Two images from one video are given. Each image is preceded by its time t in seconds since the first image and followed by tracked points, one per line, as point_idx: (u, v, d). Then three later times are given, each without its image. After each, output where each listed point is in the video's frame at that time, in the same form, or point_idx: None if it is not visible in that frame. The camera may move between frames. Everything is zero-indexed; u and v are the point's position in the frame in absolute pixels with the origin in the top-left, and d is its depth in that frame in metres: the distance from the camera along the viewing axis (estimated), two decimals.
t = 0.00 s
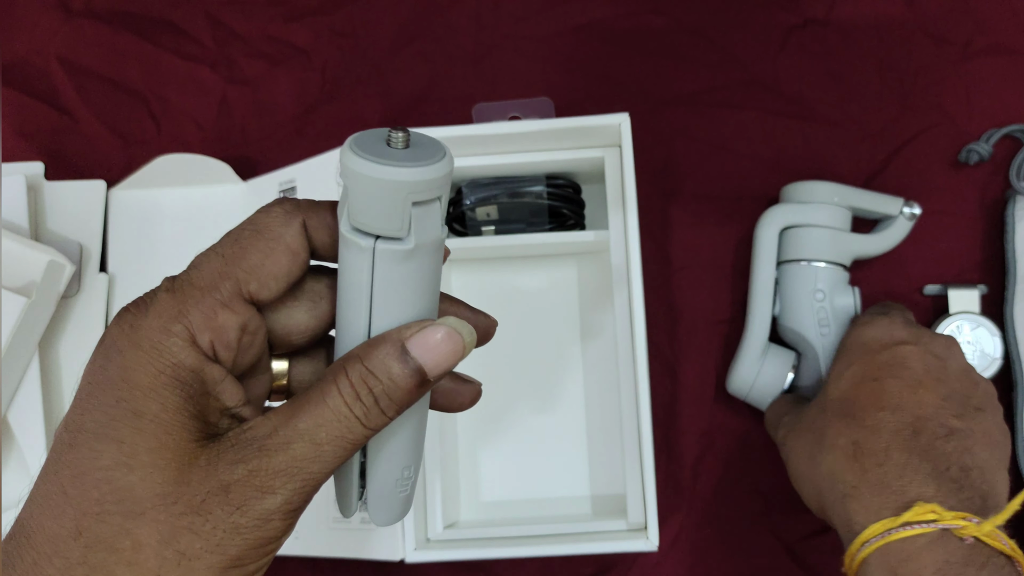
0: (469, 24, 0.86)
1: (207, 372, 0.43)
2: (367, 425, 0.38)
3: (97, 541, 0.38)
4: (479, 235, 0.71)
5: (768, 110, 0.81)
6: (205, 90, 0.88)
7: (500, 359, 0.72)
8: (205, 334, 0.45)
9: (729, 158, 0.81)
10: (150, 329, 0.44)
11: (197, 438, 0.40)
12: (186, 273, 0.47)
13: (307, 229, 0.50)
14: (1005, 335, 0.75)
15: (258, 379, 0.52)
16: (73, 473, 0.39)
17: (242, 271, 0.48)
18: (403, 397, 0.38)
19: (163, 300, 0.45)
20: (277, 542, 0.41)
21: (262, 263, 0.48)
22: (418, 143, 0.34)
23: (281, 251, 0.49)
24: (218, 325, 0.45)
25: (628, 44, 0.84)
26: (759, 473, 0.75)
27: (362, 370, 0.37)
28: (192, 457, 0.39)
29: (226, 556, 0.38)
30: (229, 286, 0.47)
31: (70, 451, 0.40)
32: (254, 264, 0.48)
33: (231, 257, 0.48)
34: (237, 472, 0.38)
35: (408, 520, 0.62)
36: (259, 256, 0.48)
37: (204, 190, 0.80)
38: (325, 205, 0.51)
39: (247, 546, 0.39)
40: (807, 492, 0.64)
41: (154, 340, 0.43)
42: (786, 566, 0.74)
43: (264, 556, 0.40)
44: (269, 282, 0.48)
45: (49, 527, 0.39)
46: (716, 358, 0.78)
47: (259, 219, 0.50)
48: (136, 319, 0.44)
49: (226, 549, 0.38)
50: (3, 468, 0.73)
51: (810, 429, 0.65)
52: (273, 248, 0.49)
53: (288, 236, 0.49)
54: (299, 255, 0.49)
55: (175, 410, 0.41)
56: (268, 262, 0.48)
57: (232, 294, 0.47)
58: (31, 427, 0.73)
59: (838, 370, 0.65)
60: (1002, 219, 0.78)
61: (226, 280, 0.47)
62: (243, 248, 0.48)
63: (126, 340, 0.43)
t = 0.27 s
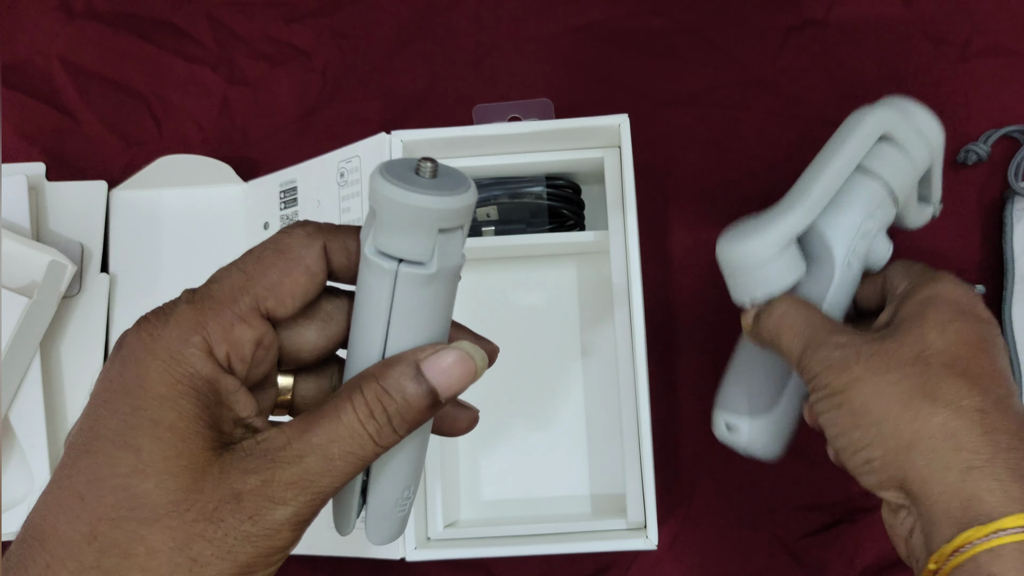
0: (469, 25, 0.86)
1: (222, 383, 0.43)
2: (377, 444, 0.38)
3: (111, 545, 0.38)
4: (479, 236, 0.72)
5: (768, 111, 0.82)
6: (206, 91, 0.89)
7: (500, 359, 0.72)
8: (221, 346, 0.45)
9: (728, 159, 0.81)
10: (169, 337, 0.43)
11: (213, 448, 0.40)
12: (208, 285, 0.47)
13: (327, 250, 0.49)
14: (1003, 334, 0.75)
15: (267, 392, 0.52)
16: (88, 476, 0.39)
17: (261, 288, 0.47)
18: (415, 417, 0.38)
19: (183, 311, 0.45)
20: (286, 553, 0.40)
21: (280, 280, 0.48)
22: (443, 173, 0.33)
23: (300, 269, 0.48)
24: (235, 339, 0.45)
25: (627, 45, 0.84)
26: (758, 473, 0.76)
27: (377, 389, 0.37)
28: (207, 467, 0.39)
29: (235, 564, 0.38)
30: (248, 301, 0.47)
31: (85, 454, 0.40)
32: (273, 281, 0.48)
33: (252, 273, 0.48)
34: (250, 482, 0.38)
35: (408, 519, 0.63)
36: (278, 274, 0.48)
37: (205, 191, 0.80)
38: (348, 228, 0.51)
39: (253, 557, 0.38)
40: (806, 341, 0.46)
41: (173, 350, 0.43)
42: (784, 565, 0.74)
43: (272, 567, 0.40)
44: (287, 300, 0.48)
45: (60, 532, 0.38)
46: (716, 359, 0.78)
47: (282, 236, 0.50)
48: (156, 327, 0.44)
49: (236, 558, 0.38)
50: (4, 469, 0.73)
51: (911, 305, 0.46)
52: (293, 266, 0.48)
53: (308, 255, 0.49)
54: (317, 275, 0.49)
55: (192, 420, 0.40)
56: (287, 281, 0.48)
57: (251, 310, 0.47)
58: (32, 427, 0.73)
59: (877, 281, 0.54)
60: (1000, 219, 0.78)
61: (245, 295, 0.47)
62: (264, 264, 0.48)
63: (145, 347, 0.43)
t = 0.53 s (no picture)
0: (469, 25, 0.86)
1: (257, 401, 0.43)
2: (400, 477, 0.40)
3: (146, 545, 0.38)
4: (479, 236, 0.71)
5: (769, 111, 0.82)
6: (206, 90, 0.88)
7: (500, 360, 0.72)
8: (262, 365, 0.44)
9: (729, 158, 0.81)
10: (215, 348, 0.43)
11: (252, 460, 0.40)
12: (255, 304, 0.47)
13: (376, 304, 0.51)
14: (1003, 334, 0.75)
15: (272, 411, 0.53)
16: (127, 477, 0.39)
17: (308, 321, 0.48)
18: (433, 456, 0.41)
19: (230, 326, 0.45)
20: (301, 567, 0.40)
21: (327, 317, 0.48)
22: (517, 250, 0.39)
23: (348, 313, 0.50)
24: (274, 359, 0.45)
25: (627, 44, 0.84)
26: (758, 473, 0.76)
27: (407, 425, 0.39)
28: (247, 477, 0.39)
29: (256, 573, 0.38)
30: (292, 331, 0.47)
31: (122, 454, 0.39)
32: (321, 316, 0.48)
33: (301, 303, 0.48)
34: (283, 496, 0.38)
35: (408, 519, 0.62)
36: (326, 312, 0.49)
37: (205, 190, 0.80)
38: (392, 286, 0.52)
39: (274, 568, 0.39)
40: (869, 248, 0.37)
41: (218, 363, 0.43)
42: (784, 565, 0.74)
43: None
44: (328, 338, 0.48)
45: (95, 529, 0.38)
46: (716, 359, 0.78)
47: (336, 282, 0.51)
48: (205, 336, 0.44)
49: (260, 569, 0.38)
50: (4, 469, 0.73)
51: (965, 249, 0.42)
52: (340, 306, 0.50)
53: (357, 300, 0.50)
54: (361, 320, 0.50)
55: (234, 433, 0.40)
56: (332, 317, 0.49)
57: (295, 339, 0.47)
58: (32, 426, 0.73)
59: (929, 209, 0.46)
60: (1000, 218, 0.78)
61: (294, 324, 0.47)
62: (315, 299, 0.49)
63: (191, 353, 0.43)
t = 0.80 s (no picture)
0: (469, 25, 0.86)
1: (268, 411, 0.44)
2: (410, 489, 0.41)
3: (159, 553, 0.38)
4: (479, 236, 0.71)
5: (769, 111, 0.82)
6: (205, 90, 0.88)
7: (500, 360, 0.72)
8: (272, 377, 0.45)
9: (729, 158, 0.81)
10: (229, 358, 0.44)
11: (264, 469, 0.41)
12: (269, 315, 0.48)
13: (388, 322, 0.53)
14: (1003, 335, 0.75)
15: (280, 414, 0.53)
16: (138, 485, 0.39)
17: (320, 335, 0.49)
18: (441, 468, 0.42)
19: (245, 334, 0.46)
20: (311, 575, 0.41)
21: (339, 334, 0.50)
22: (544, 276, 0.43)
23: (360, 331, 0.51)
24: (285, 372, 0.46)
25: (627, 44, 0.84)
26: (758, 473, 0.76)
27: (419, 439, 0.41)
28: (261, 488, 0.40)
29: None
30: (305, 342, 0.48)
31: (134, 463, 0.40)
32: (334, 332, 0.50)
33: (315, 317, 0.50)
34: (295, 506, 0.39)
35: (408, 520, 0.62)
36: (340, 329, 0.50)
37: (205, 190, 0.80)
38: (405, 301, 0.54)
39: None
40: (806, 275, 0.38)
41: (233, 372, 0.43)
42: (784, 565, 0.74)
43: None
44: (337, 352, 0.50)
45: (105, 535, 0.39)
46: (716, 359, 0.78)
47: (350, 297, 0.53)
48: (219, 346, 0.44)
49: None
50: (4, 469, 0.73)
51: (909, 265, 0.42)
52: (353, 323, 0.51)
53: (371, 319, 0.52)
54: (371, 338, 0.52)
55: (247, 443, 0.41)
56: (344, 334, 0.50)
57: (307, 351, 0.48)
58: (31, 427, 0.73)
59: (875, 221, 0.46)
60: (1000, 219, 0.78)
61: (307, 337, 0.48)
62: (328, 313, 0.50)
63: (205, 362, 0.43)
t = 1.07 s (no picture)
0: (469, 25, 0.86)
1: (269, 412, 0.44)
2: (411, 490, 0.41)
3: (161, 555, 0.38)
4: (479, 236, 0.71)
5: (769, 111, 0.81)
6: (205, 90, 0.88)
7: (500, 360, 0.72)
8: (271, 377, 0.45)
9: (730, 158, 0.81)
10: (230, 359, 0.44)
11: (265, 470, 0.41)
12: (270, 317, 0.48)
13: (387, 326, 0.53)
14: (1003, 335, 0.75)
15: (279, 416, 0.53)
16: (139, 486, 0.39)
17: (319, 336, 0.49)
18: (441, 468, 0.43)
19: (246, 335, 0.46)
20: None
21: (338, 336, 0.50)
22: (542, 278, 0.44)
23: (359, 333, 0.51)
24: (285, 373, 0.46)
25: (627, 44, 0.84)
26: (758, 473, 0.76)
27: (419, 440, 0.41)
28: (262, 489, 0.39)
29: None
30: (305, 344, 0.48)
31: (135, 464, 0.40)
32: (333, 334, 0.50)
33: (315, 320, 0.50)
34: (296, 508, 0.39)
35: (408, 520, 0.62)
36: (339, 331, 0.50)
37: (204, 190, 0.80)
38: (404, 305, 0.54)
39: None
40: (744, 298, 0.39)
41: (235, 373, 0.43)
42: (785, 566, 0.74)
43: None
44: (337, 355, 0.50)
45: (106, 535, 0.39)
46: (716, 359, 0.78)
47: (350, 300, 0.53)
48: (219, 347, 0.44)
49: None
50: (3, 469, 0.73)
51: (851, 278, 0.42)
52: (353, 326, 0.51)
53: (371, 322, 0.52)
54: (370, 340, 0.52)
55: (247, 444, 0.41)
56: (344, 337, 0.50)
57: (306, 353, 0.48)
58: (30, 427, 0.73)
59: (821, 235, 0.46)
60: (1001, 219, 0.78)
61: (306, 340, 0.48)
62: (328, 316, 0.50)
63: (206, 363, 0.43)
